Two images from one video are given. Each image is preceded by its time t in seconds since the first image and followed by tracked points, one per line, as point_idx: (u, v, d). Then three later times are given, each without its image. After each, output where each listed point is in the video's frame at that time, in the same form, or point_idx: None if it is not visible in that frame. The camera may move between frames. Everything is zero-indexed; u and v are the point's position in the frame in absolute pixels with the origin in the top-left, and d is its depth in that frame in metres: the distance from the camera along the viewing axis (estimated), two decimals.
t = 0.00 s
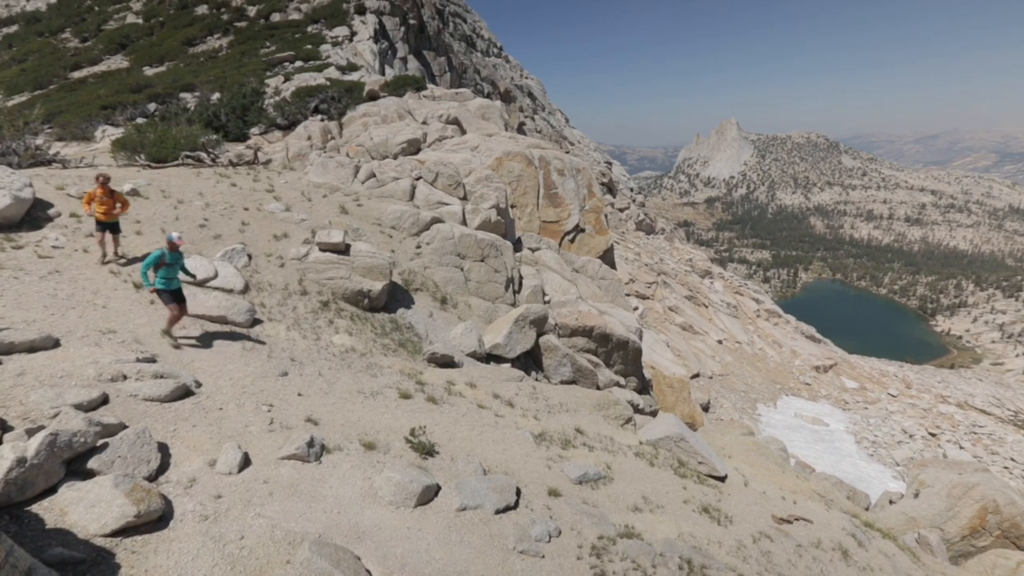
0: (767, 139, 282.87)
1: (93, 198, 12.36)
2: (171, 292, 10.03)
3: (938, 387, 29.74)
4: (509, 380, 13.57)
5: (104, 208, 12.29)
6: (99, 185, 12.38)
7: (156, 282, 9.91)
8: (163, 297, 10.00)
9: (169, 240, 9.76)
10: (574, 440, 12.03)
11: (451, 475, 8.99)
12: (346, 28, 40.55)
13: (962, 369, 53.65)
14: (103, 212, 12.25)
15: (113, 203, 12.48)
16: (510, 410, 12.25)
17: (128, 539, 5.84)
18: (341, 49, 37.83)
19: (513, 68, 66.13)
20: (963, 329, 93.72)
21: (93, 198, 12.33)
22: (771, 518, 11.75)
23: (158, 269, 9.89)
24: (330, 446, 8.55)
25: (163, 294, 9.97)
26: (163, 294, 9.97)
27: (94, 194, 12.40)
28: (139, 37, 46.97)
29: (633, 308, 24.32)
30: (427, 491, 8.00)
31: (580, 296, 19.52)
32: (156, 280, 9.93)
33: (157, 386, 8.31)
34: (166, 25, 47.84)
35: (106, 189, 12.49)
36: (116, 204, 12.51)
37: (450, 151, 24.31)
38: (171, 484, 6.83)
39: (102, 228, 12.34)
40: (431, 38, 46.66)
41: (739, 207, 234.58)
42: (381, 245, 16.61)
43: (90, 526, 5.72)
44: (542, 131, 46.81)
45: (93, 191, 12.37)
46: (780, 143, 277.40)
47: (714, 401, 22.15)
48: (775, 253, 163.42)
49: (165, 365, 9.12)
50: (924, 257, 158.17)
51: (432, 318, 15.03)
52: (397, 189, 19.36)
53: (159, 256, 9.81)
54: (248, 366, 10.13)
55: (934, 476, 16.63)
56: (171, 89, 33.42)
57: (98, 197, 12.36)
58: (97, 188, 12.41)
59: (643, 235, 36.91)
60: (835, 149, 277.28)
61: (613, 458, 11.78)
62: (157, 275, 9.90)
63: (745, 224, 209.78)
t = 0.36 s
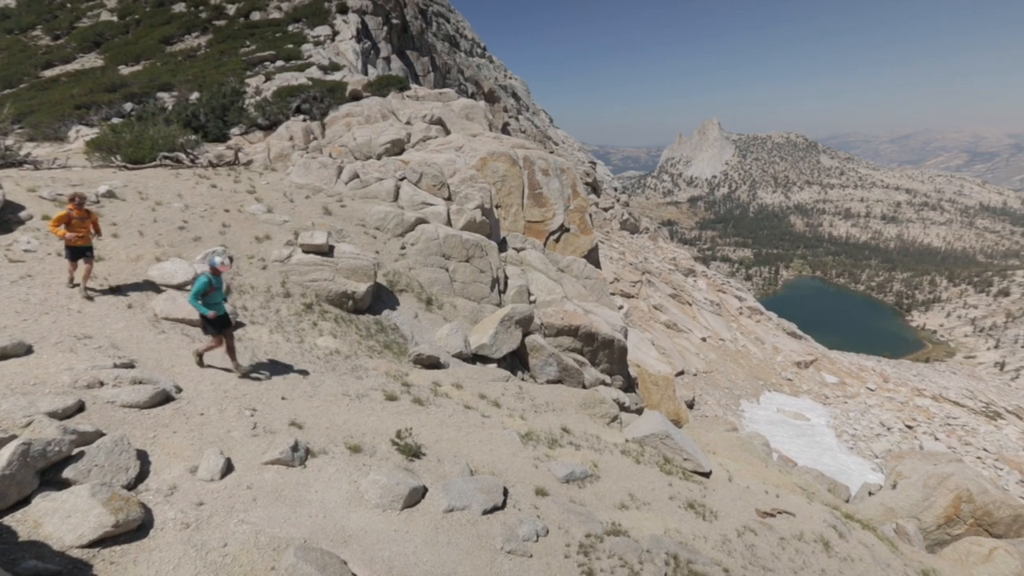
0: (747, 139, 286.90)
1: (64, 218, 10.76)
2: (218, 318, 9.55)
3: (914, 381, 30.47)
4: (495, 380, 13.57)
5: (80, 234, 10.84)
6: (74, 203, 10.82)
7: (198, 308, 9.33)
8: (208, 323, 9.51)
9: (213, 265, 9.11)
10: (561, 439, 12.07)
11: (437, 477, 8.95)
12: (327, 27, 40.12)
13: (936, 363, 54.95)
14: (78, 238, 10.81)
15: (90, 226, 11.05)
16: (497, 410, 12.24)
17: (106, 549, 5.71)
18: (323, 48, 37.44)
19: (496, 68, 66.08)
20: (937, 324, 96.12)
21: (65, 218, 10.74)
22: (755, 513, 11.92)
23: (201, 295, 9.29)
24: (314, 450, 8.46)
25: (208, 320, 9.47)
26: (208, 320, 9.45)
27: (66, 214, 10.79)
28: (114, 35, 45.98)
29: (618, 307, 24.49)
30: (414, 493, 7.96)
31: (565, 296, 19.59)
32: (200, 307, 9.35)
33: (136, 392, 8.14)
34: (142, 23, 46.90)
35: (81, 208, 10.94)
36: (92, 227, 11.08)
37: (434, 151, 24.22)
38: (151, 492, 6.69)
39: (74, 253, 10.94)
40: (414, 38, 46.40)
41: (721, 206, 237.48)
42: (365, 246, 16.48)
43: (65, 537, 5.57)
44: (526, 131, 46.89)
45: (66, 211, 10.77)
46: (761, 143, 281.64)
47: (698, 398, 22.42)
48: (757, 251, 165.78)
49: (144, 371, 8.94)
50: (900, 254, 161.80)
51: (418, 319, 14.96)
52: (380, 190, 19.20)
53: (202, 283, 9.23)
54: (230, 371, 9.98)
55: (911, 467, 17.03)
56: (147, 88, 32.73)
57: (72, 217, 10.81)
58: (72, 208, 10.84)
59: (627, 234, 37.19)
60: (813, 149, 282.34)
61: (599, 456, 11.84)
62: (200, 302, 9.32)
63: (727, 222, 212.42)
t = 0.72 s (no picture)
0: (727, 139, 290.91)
1: (57, 241, 9.77)
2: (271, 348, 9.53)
3: (890, 374, 31.22)
4: (481, 381, 13.56)
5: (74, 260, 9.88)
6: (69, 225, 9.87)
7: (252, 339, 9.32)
8: (261, 355, 9.44)
9: (261, 294, 9.18)
10: (546, 438, 12.11)
11: (424, 478, 8.91)
12: (308, 26, 39.63)
13: (911, 357, 56.31)
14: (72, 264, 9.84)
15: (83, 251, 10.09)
16: (482, 410, 12.23)
17: (82, 561, 5.57)
18: (303, 47, 36.99)
19: (479, 68, 66.01)
20: (912, 318, 98.59)
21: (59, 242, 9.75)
22: (738, 507, 12.10)
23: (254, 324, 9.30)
24: (298, 454, 8.36)
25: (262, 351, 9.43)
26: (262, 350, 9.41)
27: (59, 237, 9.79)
28: (85, 33, 44.84)
29: (602, 306, 24.65)
30: (400, 496, 7.91)
31: (550, 296, 19.64)
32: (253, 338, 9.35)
33: (112, 399, 7.96)
34: (115, 20, 45.83)
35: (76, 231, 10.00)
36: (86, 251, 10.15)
37: (417, 152, 24.09)
38: (128, 502, 6.54)
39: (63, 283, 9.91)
40: (396, 37, 46.06)
41: (703, 205, 240.40)
42: (348, 248, 16.32)
43: (38, 550, 5.39)
44: (509, 131, 46.94)
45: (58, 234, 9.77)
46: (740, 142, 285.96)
47: (682, 395, 22.67)
48: (738, 250, 168.17)
49: (120, 377, 8.73)
50: (875, 251, 165.56)
51: (402, 321, 14.87)
52: (363, 190, 19.04)
53: (253, 313, 9.25)
54: (210, 376, 9.80)
55: (887, 458, 17.45)
56: (121, 88, 31.99)
57: (66, 241, 9.83)
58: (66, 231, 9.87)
59: (610, 234, 37.45)
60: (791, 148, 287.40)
61: (585, 455, 11.91)
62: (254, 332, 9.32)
63: (708, 221, 215.11)
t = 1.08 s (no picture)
0: (708, 139, 294.64)
1: (85, 278, 9.11)
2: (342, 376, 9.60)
3: (867, 368, 31.95)
4: (466, 382, 13.53)
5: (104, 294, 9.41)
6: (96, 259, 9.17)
7: (323, 370, 9.36)
8: (332, 384, 9.53)
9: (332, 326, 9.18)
10: (533, 438, 12.14)
11: (410, 480, 8.86)
12: (287, 25, 39.14)
13: (887, 351, 57.70)
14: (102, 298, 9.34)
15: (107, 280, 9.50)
16: (468, 411, 12.21)
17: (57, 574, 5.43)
18: (283, 47, 36.51)
19: (462, 68, 65.86)
20: (887, 314, 101.00)
21: (88, 277, 9.11)
22: (722, 502, 12.27)
23: (326, 355, 9.34)
24: (281, 459, 8.25)
25: (333, 381, 9.52)
26: (334, 380, 9.49)
27: (86, 272, 9.11)
28: (56, 31, 43.71)
29: (587, 305, 24.79)
30: (386, 499, 7.86)
31: (535, 295, 19.68)
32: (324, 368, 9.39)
33: (87, 407, 7.77)
34: (86, 17, 44.73)
35: (101, 263, 9.30)
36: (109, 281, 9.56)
37: (400, 152, 23.94)
38: (105, 512, 6.39)
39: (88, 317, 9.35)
40: (378, 37, 45.73)
41: (685, 204, 243.05)
42: (331, 249, 16.16)
43: (10, 564, 5.23)
44: (493, 131, 46.92)
45: (87, 269, 9.10)
46: (721, 142, 289.92)
47: (667, 392, 22.92)
48: (719, 248, 170.41)
49: (95, 384, 8.52)
50: (852, 248, 169.11)
51: (386, 322, 14.77)
52: (345, 191, 18.86)
53: (325, 344, 9.28)
54: (190, 381, 9.61)
55: (865, 451, 17.85)
56: (94, 87, 31.21)
57: (95, 276, 9.22)
58: (94, 264, 9.18)
59: (594, 233, 37.67)
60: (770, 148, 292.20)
61: (571, 453, 11.96)
62: (326, 362, 9.37)
63: (690, 220, 217.50)
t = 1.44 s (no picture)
0: (688, 139, 298.19)
1: (125, 306, 8.72)
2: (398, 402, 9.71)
3: (844, 363, 32.67)
4: (451, 383, 13.50)
5: (147, 323, 8.97)
6: (135, 286, 8.78)
7: (379, 396, 9.54)
8: (389, 410, 9.65)
9: (389, 352, 9.45)
10: (518, 437, 12.15)
11: (395, 483, 8.79)
12: (265, 23, 38.54)
13: (862, 346, 59.16)
14: (142, 327, 8.84)
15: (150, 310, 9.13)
16: (453, 412, 12.17)
17: None
18: (261, 46, 35.97)
19: (443, 68, 65.63)
20: (863, 309, 103.42)
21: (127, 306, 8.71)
22: (705, 497, 12.44)
23: (381, 380, 9.55)
24: (263, 464, 8.13)
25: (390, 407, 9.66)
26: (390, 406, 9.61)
27: (125, 299, 8.71)
28: (22, 28, 42.39)
29: (571, 304, 24.91)
30: (371, 502, 7.79)
31: (519, 295, 19.70)
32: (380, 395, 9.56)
33: (60, 416, 7.56)
34: (55, 14, 43.52)
35: (141, 291, 8.94)
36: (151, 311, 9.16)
37: (381, 152, 23.75)
38: (79, 524, 6.22)
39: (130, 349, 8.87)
40: (358, 37, 45.29)
41: (666, 203, 245.64)
42: (312, 251, 15.96)
43: None
44: (475, 131, 46.84)
45: (127, 297, 8.72)
46: (701, 143, 293.90)
47: (650, 390, 23.15)
48: (700, 247, 172.59)
49: (68, 393, 8.28)
50: (828, 245, 172.68)
51: (369, 324, 14.64)
52: (326, 192, 18.65)
53: (381, 370, 9.55)
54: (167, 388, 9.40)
55: (843, 443, 18.26)
56: (64, 86, 30.37)
57: (135, 304, 8.82)
58: (132, 292, 8.80)
59: (577, 233, 37.87)
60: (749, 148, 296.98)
61: (556, 452, 12.01)
62: (382, 388, 9.56)
63: (671, 219, 219.88)
